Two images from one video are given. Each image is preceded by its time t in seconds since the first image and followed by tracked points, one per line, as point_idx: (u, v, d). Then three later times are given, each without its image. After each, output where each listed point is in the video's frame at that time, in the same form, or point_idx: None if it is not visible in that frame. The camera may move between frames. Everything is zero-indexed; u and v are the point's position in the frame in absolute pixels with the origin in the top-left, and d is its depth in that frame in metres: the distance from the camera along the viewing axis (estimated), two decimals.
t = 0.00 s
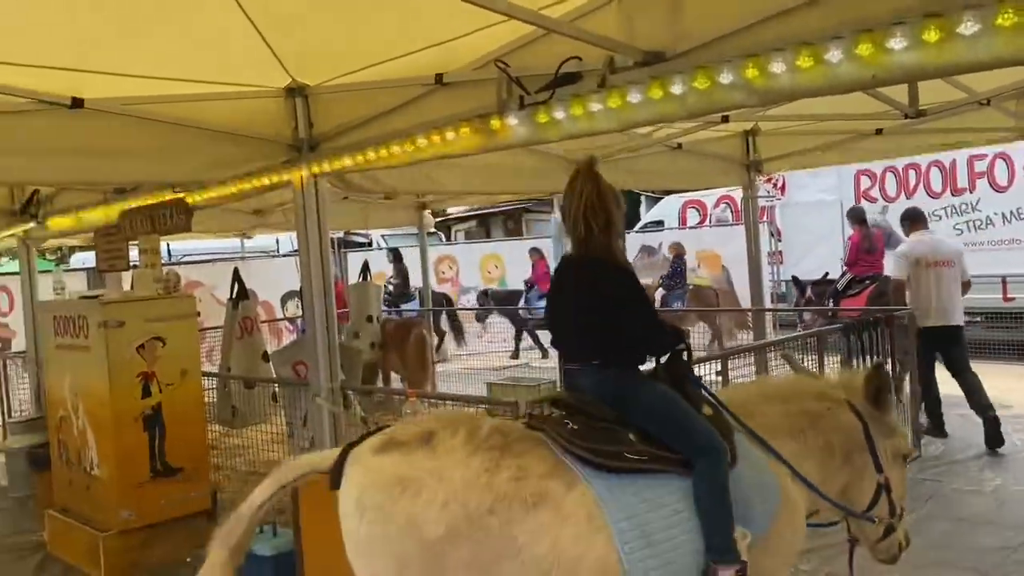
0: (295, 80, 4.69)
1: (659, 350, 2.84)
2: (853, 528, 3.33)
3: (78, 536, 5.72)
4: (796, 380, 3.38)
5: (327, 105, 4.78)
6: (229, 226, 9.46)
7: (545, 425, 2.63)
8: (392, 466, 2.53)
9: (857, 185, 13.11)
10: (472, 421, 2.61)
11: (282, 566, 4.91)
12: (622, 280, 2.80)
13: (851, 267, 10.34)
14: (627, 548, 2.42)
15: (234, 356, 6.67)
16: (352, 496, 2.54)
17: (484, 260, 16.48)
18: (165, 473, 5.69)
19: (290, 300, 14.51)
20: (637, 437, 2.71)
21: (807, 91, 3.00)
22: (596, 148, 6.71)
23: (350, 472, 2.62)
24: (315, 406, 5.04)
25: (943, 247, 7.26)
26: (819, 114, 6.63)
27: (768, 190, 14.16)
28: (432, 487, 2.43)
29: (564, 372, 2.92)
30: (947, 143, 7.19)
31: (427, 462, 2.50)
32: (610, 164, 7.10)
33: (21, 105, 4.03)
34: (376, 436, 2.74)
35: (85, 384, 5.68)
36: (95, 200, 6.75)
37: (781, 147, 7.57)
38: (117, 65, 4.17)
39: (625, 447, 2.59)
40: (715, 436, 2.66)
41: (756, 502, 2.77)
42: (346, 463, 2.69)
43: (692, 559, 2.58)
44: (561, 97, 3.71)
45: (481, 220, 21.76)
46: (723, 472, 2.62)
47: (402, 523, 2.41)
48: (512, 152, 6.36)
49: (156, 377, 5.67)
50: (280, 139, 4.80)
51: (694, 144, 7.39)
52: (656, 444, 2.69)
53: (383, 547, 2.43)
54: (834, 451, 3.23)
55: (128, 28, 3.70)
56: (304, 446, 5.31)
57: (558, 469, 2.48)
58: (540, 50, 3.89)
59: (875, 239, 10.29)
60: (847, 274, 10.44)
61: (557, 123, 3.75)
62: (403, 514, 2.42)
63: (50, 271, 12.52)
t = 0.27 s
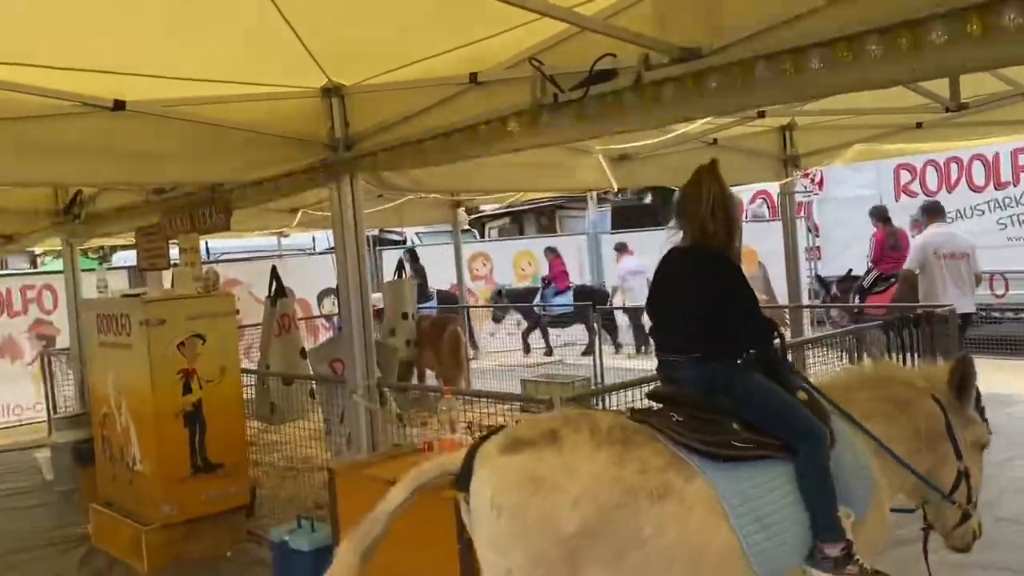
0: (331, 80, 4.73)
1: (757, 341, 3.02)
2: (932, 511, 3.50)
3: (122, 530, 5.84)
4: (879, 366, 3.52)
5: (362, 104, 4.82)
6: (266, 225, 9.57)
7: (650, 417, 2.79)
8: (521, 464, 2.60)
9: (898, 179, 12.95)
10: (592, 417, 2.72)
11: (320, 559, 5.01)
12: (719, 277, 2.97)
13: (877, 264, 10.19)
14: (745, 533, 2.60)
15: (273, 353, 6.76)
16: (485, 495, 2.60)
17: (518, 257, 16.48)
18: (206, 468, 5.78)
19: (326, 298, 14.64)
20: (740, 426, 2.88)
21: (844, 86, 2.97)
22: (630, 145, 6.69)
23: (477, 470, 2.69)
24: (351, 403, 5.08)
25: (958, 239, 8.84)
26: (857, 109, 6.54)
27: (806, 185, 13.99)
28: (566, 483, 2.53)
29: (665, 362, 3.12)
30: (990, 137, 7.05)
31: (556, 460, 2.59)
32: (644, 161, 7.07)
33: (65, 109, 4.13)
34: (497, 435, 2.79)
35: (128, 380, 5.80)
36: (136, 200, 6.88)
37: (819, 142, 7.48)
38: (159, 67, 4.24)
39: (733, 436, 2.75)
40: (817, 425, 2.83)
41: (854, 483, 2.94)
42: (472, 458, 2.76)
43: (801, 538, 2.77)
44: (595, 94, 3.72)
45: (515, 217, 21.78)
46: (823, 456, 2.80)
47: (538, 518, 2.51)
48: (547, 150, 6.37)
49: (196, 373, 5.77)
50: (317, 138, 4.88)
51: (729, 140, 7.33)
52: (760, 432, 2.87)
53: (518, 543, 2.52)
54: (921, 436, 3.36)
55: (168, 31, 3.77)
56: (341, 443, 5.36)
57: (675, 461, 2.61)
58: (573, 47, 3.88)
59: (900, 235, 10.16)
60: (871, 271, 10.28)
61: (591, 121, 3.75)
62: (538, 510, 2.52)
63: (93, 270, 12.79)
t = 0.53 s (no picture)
0: (373, 79, 4.76)
1: (866, 327, 3.11)
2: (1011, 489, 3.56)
3: (170, 524, 5.94)
4: (974, 348, 3.54)
5: (404, 103, 4.85)
6: (310, 223, 9.70)
7: (770, 403, 3.02)
8: (664, 443, 2.83)
9: (947, 173, 12.63)
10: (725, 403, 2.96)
11: (365, 554, 5.07)
12: (818, 272, 3.05)
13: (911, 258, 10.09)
14: (869, 517, 2.80)
15: (318, 349, 6.84)
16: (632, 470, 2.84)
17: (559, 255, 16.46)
18: (253, 464, 5.87)
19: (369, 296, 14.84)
20: (856, 411, 3.05)
21: (892, 79, 2.92)
22: (673, 141, 6.65)
23: (619, 449, 2.95)
24: (395, 399, 5.12)
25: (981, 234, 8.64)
26: (906, 101, 6.42)
27: (852, 179, 13.75)
28: (710, 463, 2.75)
29: (780, 354, 3.21)
30: None
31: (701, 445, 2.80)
32: (686, 156, 7.00)
33: (114, 111, 4.20)
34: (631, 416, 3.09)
35: (177, 377, 5.91)
36: (183, 200, 7.01)
37: (866, 135, 7.36)
38: (208, 70, 4.34)
39: (849, 420, 2.95)
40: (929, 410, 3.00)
41: (966, 463, 3.12)
42: (613, 437, 3.04)
43: (920, 518, 2.94)
44: (638, 90, 3.69)
45: (555, 215, 21.71)
46: (936, 438, 2.97)
47: (689, 495, 2.73)
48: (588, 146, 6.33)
49: (244, 370, 5.87)
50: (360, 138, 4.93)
51: (773, 134, 7.22)
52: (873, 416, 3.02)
53: (671, 514, 2.75)
54: (1010, 417, 3.36)
55: (213, 34, 3.83)
56: (385, 439, 5.41)
57: (802, 445, 2.85)
58: (614, 44, 3.85)
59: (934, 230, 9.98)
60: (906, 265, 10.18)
61: (634, 117, 3.73)
62: (690, 486, 2.74)
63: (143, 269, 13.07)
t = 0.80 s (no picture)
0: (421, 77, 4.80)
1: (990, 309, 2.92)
2: None
3: (226, 518, 6.06)
4: None
5: (452, 101, 4.86)
6: (359, 222, 9.81)
7: (890, 387, 2.85)
8: (800, 433, 2.67)
9: (1007, 165, 12.29)
10: (852, 390, 2.77)
11: (414, 550, 5.11)
12: (938, 251, 2.91)
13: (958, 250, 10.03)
14: (1000, 499, 2.67)
15: (368, 346, 6.90)
16: (766, 462, 2.67)
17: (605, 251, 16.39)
18: (305, 459, 5.95)
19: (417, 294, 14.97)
20: (974, 394, 2.88)
21: (952, 68, 2.84)
22: (722, 135, 6.57)
23: (753, 439, 2.74)
24: (443, 397, 5.13)
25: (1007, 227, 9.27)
26: (965, 92, 6.25)
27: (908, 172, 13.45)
28: (847, 451, 2.62)
29: (894, 336, 3.05)
30: None
31: (837, 431, 2.66)
32: (736, 150, 6.90)
33: (169, 113, 4.30)
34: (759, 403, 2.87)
35: (231, 373, 6.02)
36: (236, 200, 7.13)
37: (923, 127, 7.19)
38: (259, 70, 4.40)
39: (971, 404, 2.79)
40: None
41: None
42: (743, 427, 2.80)
43: None
44: (687, 84, 3.65)
45: (603, 212, 21.58)
46: None
47: (828, 484, 2.61)
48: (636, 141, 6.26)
49: (295, 366, 5.95)
50: (408, 137, 4.94)
51: (826, 128, 7.08)
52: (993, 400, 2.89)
53: (816, 507, 2.62)
54: None
55: (262, 35, 3.89)
56: (434, 436, 5.44)
57: (928, 427, 2.72)
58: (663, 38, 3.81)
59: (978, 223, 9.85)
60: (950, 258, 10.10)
61: (683, 111, 3.68)
62: (829, 475, 2.61)
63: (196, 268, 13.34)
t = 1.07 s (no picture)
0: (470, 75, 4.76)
1: None
2: None
3: (280, 516, 6.13)
4: None
5: (501, 99, 4.81)
6: (409, 221, 9.84)
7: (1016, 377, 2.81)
8: (946, 413, 2.61)
9: None
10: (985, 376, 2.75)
11: (464, 550, 5.09)
12: None
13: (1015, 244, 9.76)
14: None
15: (417, 345, 6.91)
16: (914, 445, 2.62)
17: (657, 248, 16.21)
18: (357, 458, 5.98)
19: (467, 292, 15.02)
20: None
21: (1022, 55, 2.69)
22: (778, 129, 6.41)
23: (894, 420, 2.72)
24: (493, 396, 5.10)
25: None
26: None
27: (972, 164, 13.02)
28: (995, 431, 2.54)
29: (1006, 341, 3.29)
30: None
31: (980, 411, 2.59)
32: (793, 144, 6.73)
33: (222, 115, 4.33)
34: (895, 389, 2.87)
35: (285, 372, 6.08)
36: (289, 200, 7.20)
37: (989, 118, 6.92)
38: (309, 70, 4.40)
39: None
40: None
41: None
42: (884, 409, 2.79)
43: None
44: (741, 76, 3.54)
45: (654, 208, 21.34)
46: None
47: (977, 464, 2.51)
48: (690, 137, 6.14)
49: (347, 365, 5.98)
50: (457, 135, 4.91)
51: (887, 120, 6.86)
52: None
53: (968, 490, 2.52)
54: None
55: (312, 35, 3.89)
56: (483, 435, 5.41)
57: None
58: (717, 30, 3.73)
59: None
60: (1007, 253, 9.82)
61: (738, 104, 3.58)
62: (976, 457, 2.52)
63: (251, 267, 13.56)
